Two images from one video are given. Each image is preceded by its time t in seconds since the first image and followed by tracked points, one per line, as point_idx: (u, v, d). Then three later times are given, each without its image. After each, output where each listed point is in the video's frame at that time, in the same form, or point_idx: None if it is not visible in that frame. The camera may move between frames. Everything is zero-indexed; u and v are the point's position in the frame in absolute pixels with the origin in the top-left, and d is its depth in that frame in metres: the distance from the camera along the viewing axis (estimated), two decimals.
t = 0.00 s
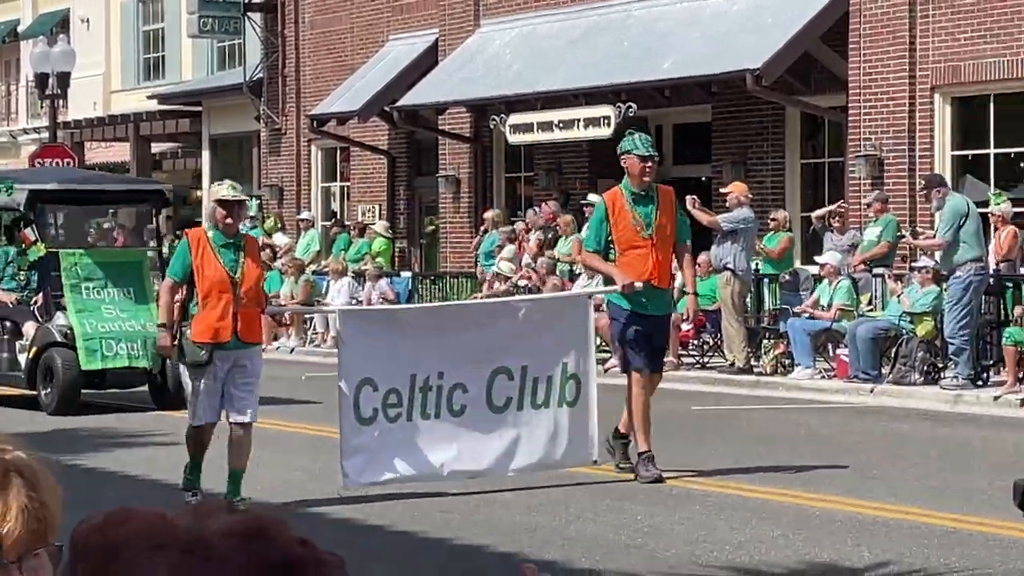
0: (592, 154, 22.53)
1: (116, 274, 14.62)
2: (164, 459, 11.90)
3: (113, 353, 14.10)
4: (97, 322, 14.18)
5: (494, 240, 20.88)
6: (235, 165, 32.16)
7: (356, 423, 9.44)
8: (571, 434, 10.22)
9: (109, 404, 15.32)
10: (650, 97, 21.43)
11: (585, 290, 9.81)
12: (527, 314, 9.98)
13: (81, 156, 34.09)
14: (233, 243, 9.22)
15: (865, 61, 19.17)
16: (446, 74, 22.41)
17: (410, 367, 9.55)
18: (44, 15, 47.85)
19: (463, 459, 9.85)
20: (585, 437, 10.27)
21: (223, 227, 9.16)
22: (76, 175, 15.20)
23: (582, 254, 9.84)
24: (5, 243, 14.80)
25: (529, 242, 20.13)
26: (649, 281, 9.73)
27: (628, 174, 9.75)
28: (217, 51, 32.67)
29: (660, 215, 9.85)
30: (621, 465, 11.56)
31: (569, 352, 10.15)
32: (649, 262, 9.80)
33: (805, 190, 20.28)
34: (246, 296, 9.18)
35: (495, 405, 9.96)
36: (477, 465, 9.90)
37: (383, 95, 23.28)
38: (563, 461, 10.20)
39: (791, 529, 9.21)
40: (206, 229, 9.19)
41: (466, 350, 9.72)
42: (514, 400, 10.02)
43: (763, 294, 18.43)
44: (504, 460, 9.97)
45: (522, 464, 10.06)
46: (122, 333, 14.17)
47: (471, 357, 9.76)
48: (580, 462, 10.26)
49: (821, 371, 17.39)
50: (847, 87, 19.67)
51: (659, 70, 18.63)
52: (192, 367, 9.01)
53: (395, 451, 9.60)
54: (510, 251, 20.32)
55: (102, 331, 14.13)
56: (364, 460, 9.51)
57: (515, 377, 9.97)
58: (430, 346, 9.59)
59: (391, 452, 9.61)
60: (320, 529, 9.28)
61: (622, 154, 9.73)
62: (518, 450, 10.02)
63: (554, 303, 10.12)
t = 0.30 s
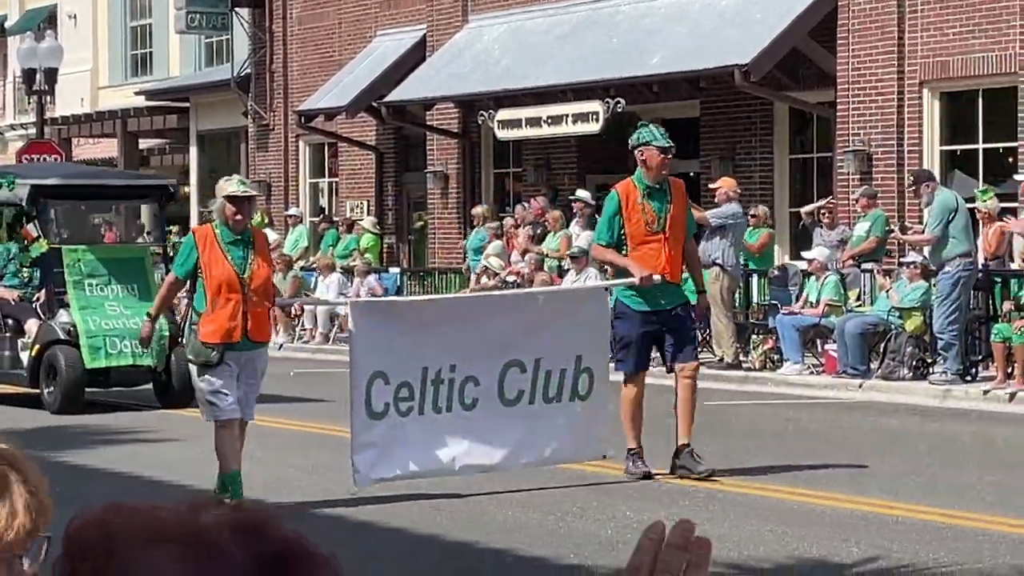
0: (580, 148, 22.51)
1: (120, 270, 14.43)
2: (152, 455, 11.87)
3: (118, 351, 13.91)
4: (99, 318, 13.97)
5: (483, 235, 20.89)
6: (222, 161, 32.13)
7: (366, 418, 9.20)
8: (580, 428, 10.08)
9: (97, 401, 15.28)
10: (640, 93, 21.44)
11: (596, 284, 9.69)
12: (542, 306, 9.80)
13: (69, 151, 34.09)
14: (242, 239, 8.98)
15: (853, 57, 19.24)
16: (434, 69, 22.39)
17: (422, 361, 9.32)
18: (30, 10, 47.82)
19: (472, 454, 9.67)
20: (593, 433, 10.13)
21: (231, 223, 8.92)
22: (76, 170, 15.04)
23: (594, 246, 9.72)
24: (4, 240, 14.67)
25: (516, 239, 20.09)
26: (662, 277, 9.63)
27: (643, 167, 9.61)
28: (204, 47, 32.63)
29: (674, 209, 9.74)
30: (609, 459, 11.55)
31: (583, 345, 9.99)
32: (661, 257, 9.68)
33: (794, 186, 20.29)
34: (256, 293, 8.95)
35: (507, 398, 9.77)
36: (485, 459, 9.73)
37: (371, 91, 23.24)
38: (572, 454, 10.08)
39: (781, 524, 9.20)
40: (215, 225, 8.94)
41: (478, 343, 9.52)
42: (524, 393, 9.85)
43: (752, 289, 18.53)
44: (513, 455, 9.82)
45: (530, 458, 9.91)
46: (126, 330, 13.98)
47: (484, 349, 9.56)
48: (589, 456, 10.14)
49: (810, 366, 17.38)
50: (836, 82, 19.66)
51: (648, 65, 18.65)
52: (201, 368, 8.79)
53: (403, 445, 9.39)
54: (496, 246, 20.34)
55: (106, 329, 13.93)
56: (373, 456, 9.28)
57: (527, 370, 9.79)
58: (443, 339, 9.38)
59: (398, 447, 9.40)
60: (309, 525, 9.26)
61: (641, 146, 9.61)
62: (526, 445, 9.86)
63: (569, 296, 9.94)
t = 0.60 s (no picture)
0: (570, 143, 22.54)
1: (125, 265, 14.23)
2: (143, 451, 11.87)
3: (123, 347, 13.75)
4: (104, 314, 13.80)
5: (473, 230, 20.89)
6: (213, 156, 32.14)
7: (372, 417, 9.10)
8: (592, 427, 10.00)
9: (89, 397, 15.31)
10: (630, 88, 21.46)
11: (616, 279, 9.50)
12: (551, 304, 9.73)
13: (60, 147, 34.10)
14: (241, 230, 8.87)
15: (844, 52, 19.29)
16: (424, 64, 22.40)
17: (429, 358, 9.23)
18: (19, 6, 47.80)
19: (479, 453, 9.57)
20: (605, 431, 10.05)
21: (228, 216, 8.80)
22: (77, 166, 15.11)
23: (615, 240, 9.52)
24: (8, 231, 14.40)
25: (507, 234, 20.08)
26: (682, 276, 9.44)
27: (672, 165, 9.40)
28: (194, 43, 32.64)
29: (699, 209, 9.54)
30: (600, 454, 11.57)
31: (594, 343, 9.93)
32: (684, 256, 9.50)
33: (784, 181, 20.33)
34: (261, 284, 8.85)
35: (516, 396, 9.69)
36: (493, 458, 9.63)
37: (362, 85, 23.25)
38: (583, 454, 9.98)
39: (771, 519, 9.22)
40: (212, 219, 8.83)
41: (488, 340, 9.44)
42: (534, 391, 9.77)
43: (742, 284, 18.51)
44: (521, 455, 9.72)
45: (539, 457, 9.81)
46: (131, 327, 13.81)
47: (494, 346, 9.47)
48: (600, 455, 10.05)
49: (800, 361, 17.41)
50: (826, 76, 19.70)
51: (638, 60, 18.69)
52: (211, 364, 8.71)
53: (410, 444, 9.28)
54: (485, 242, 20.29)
55: (111, 325, 13.75)
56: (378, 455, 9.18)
57: (538, 368, 9.71)
58: (451, 337, 9.28)
59: (405, 446, 9.28)
60: (300, 521, 9.28)
61: (668, 141, 9.42)
62: (535, 443, 9.77)
63: (582, 292, 9.88)
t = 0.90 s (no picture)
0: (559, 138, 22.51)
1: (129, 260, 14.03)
2: (131, 447, 11.82)
3: (127, 343, 13.56)
4: (108, 312, 13.62)
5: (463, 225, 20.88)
6: (202, 151, 32.11)
7: (379, 412, 8.94)
8: (602, 421, 9.85)
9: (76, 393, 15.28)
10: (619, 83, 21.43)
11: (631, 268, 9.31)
12: (564, 298, 9.58)
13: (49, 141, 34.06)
14: (252, 229, 8.64)
15: (833, 46, 19.26)
16: (412, 58, 22.36)
17: (437, 352, 9.08)
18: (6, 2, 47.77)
19: (486, 448, 9.42)
20: (616, 425, 9.91)
21: (240, 214, 8.57)
22: (82, 158, 14.55)
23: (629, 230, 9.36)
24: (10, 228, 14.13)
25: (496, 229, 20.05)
26: (695, 265, 9.24)
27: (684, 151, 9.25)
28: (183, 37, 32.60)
29: (714, 198, 9.35)
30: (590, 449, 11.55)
31: (605, 335, 9.77)
32: (699, 245, 9.31)
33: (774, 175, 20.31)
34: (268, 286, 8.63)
35: (526, 390, 9.54)
36: (502, 453, 9.49)
37: (350, 80, 23.22)
38: (593, 448, 9.84)
39: (760, 513, 9.20)
40: (224, 216, 8.59)
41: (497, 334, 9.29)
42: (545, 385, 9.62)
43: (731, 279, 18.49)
44: (531, 450, 9.56)
45: (548, 452, 9.66)
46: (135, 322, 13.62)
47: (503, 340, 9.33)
48: (609, 449, 9.91)
49: (789, 355, 17.39)
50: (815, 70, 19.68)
51: (626, 56, 18.65)
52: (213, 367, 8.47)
53: (417, 441, 9.12)
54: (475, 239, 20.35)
55: (114, 322, 13.57)
56: (385, 452, 9.02)
57: (548, 362, 9.57)
58: (460, 330, 9.14)
59: (412, 443, 9.12)
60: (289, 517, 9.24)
61: (681, 128, 9.28)
62: (545, 438, 9.62)
63: (595, 284, 9.74)
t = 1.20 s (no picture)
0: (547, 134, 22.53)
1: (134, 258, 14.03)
2: (120, 442, 11.83)
3: (132, 340, 13.51)
4: (113, 308, 13.61)
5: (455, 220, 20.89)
6: (191, 146, 32.13)
7: (391, 413, 8.86)
8: (614, 418, 9.82)
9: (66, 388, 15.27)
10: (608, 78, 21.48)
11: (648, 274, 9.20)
12: (579, 297, 9.51)
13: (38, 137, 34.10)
14: (275, 224, 8.47)
15: (821, 41, 19.26)
16: (401, 54, 22.35)
17: (452, 351, 8.99)
18: None
19: (497, 448, 9.36)
20: (627, 422, 9.87)
21: (265, 206, 8.41)
22: (86, 151, 14.33)
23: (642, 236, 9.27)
24: (15, 223, 14.07)
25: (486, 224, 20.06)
26: (712, 270, 9.17)
27: (694, 156, 9.13)
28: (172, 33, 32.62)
29: (726, 199, 9.25)
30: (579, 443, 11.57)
31: (621, 332, 9.73)
32: (713, 249, 9.23)
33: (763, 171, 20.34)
34: (291, 282, 8.46)
35: (538, 387, 9.49)
36: (513, 451, 9.43)
37: (339, 75, 23.22)
38: (604, 446, 9.82)
39: (748, 508, 9.22)
40: (248, 208, 8.43)
41: (513, 333, 9.22)
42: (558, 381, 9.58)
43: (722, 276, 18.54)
44: (541, 447, 9.52)
45: (559, 450, 9.62)
46: (140, 320, 13.59)
47: (519, 338, 9.27)
48: (620, 445, 9.88)
49: (778, 350, 17.40)
50: (803, 66, 19.67)
51: (615, 52, 18.65)
52: (233, 360, 8.27)
53: (429, 440, 9.05)
54: (466, 234, 20.22)
55: (118, 319, 13.55)
56: (396, 451, 8.95)
57: (562, 359, 9.53)
58: (476, 329, 9.06)
59: (424, 442, 9.05)
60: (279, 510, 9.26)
61: (688, 132, 9.15)
62: (555, 436, 9.58)
63: (613, 283, 9.67)
